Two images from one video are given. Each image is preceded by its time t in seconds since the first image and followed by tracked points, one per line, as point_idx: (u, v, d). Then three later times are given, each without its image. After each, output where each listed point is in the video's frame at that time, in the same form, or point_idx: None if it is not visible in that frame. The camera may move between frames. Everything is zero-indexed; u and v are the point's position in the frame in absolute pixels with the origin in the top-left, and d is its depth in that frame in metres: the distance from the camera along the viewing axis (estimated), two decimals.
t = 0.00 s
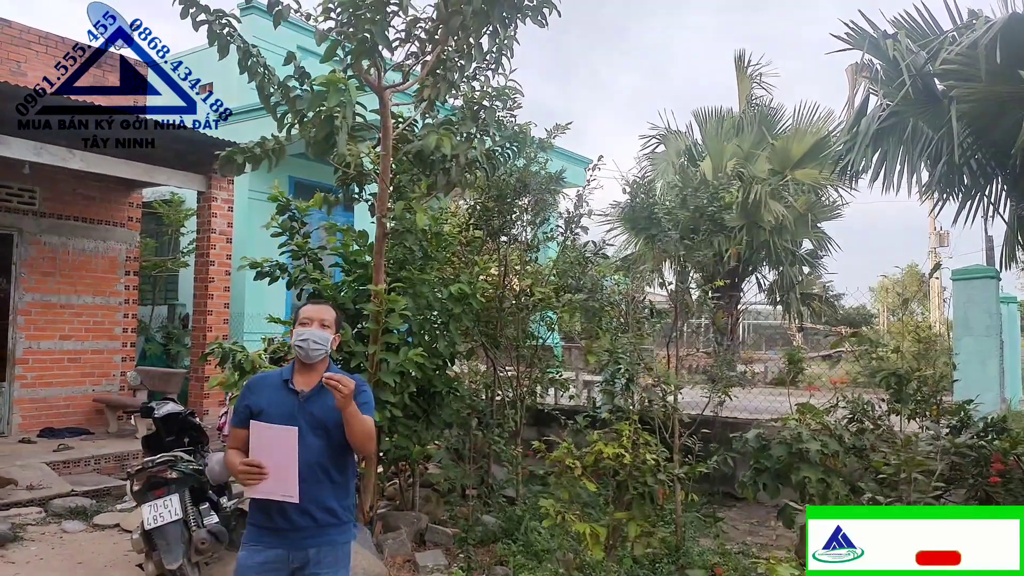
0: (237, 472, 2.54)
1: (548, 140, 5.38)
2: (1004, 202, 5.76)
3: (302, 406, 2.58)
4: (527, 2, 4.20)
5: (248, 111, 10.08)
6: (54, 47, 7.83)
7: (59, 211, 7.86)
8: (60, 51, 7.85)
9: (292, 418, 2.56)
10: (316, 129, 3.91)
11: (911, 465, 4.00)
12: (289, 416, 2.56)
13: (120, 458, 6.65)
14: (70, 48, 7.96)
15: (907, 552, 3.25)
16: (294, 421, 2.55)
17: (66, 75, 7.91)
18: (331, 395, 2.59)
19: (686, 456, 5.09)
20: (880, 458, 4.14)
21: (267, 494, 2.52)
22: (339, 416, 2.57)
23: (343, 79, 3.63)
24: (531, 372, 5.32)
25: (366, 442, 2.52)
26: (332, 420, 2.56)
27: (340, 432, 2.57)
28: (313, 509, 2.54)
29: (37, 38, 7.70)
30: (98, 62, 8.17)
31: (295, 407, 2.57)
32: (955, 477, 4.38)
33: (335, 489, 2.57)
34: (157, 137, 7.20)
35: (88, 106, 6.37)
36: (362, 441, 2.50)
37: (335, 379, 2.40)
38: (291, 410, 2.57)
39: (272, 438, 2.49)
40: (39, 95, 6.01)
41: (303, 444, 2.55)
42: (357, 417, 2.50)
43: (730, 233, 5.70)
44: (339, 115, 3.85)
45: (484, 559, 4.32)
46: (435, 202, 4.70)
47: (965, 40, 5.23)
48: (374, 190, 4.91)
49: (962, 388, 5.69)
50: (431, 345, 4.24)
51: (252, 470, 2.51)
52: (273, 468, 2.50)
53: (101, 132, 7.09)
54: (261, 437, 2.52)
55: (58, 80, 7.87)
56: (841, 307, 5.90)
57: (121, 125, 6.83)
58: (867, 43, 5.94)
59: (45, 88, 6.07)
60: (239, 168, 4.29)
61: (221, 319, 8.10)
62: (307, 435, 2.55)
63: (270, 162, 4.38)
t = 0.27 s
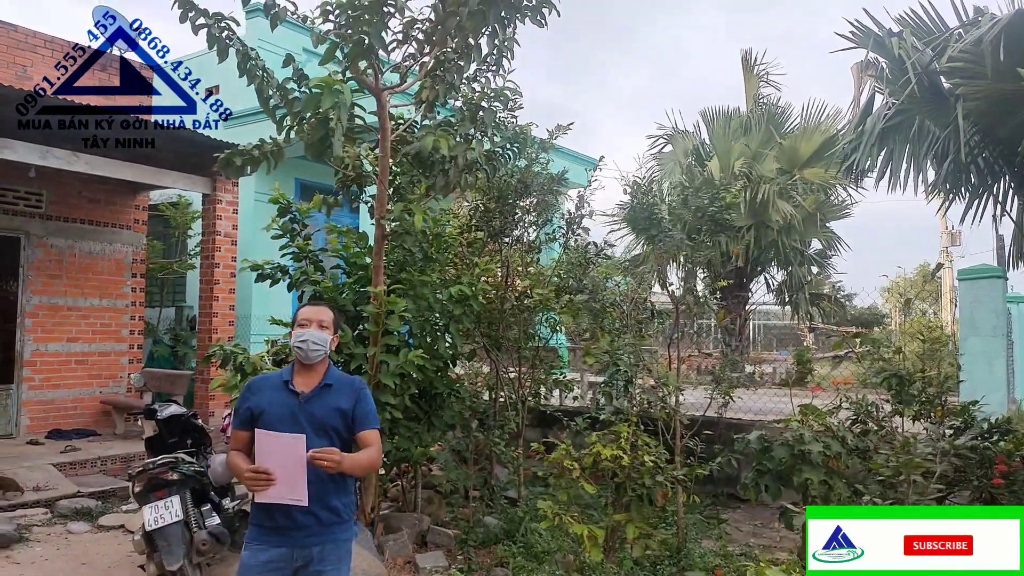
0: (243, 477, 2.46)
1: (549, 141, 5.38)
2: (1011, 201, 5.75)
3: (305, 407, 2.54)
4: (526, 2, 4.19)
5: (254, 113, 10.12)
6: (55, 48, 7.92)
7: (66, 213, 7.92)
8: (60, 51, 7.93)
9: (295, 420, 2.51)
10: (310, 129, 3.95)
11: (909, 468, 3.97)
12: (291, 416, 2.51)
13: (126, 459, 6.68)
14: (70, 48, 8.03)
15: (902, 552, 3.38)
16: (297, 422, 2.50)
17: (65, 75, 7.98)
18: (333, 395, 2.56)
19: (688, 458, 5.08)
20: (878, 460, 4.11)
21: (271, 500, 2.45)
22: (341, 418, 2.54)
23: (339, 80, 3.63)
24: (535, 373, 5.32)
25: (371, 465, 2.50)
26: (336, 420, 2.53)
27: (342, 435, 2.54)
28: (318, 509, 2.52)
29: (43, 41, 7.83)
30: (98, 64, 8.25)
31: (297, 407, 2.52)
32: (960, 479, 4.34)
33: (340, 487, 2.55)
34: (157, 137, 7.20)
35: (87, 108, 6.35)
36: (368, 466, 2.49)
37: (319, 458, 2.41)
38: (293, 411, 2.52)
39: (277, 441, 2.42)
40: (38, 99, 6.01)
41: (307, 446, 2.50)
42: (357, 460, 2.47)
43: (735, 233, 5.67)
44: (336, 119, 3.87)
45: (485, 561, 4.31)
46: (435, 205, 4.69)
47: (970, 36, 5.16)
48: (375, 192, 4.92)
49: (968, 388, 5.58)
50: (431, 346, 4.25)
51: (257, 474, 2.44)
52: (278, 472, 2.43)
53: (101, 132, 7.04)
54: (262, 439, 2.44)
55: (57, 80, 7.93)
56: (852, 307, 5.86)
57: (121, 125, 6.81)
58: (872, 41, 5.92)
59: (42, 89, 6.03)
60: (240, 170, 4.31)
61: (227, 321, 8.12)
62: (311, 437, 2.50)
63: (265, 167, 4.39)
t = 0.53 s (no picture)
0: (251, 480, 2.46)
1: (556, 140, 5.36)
2: None
3: (310, 408, 2.53)
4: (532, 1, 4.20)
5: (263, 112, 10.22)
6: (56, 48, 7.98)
7: (76, 211, 7.97)
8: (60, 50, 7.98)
9: (301, 422, 2.51)
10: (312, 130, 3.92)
11: (914, 471, 3.93)
12: (295, 417, 2.51)
13: (135, 456, 6.73)
14: (71, 48, 8.08)
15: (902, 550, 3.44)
16: (302, 425, 2.50)
17: (66, 75, 8.04)
18: (338, 397, 2.56)
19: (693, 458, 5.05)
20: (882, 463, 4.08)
21: (279, 503, 2.48)
22: (347, 420, 2.56)
23: (342, 79, 3.62)
24: (542, 372, 5.31)
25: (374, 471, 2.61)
26: (340, 423, 2.54)
27: (347, 436, 2.56)
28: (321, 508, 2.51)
29: (56, 42, 8.00)
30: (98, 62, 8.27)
31: (302, 409, 2.52)
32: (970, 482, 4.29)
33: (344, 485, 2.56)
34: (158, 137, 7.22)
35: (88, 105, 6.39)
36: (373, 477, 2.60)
37: (328, 505, 2.48)
38: (298, 413, 2.51)
39: (287, 450, 2.43)
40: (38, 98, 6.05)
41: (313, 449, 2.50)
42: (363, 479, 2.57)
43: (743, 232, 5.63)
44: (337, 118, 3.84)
45: (489, 560, 4.31)
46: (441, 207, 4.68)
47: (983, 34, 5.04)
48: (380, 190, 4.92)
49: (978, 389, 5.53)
50: (435, 345, 4.25)
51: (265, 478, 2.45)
52: (287, 478, 2.44)
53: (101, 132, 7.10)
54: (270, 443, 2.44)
55: (58, 80, 8.00)
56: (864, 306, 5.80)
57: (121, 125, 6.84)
58: (883, 39, 5.87)
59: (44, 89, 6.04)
60: (245, 169, 4.32)
61: (235, 319, 8.16)
62: (318, 440, 2.50)
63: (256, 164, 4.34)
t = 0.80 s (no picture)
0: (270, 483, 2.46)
1: (569, 141, 5.35)
2: None
3: (327, 410, 2.54)
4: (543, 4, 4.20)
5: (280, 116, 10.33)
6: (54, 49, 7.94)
7: (97, 216, 8.08)
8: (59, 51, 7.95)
9: (318, 424, 2.52)
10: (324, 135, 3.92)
11: (932, 475, 3.88)
12: (314, 420, 2.51)
13: (155, 458, 6.80)
14: (70, 49, 8.06)
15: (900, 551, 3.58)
16: (320, 427, 2.51)
17: (66, 75, 8.01)
18: (354, 399, 2.58)
19: (710, 461, 5.02)
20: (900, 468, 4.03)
21: (296, 505, 2.49)
22: (362, 422, 2.57)
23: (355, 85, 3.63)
24: (558, 374, 5.30)
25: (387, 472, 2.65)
26: (358, 426, 2.56)
27: (362, 438, 2.58)
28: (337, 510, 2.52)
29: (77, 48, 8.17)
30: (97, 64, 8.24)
31: (320, 412, 2.52)
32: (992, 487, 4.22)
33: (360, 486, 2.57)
34: (158, 137, 7.12)
35: (87, 105, 6.34)
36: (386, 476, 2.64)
37: (346, 500, 2.49)
38: (315, 416, 2.51)
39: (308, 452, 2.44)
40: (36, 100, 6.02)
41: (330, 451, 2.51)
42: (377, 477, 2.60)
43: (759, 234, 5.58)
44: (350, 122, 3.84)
45: (504, 563, 4.31)
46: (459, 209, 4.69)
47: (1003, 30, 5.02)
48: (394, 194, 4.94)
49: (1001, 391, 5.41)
50: (450, 347, 4.26)
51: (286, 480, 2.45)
52: (307, 480, 2.46)
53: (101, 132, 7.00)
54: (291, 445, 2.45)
55: (57, 80, 7.97)
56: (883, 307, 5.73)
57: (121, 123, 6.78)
58: (900, 37, 5.81)
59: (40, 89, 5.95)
60: (261, 174, 4.36)
61: (252, 322, 8.22)
62: (335, 442, 2.51)
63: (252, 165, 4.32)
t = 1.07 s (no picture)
0: (293, 482, 2.45)
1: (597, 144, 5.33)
2: None
3: (354, 412, 2.53)
4: (571, 7, 4.20)
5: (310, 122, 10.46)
6: (54, 48, 8.05)
7: (131, 221, 8.25)
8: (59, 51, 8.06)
9: (345, 426, 2.51)
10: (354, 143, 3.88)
11: (972, 485, 3.79)
12: (339, 422, 2.51)
13: (187, 459, 6.91)
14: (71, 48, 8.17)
15: (899, 549, 3.50)
16: (346, 428, 2.50)
17: (66, 75, 8.11)
18: (381, 402, 2.57)
19: (740, 467, 4.95)
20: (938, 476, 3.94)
21: (320, 506, 2.46)
22: (389, 424, 2.56)
23: (383, 91, 3.65)
24: (586, 378, 5.27)
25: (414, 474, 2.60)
26: (383, 428, 2.54)
27: (389, 440, 2.56)
28: (367, 513, 2.53)
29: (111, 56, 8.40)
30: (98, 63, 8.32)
31: (345, 413, 2.52)
32: None
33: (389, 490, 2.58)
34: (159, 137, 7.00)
35: (88, 105, 6.22)
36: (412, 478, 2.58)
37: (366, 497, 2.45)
38: (343, 418, 2.51)
39: (331, 450, 2.43)
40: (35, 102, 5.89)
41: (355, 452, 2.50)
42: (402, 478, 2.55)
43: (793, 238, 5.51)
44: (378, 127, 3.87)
45: (531, 568, 4.30)
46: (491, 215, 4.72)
47: None
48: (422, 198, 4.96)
49: None
50: (477, 351, 4.26)
51: (308, 478, 2.44)
52: (330, 479, 2.44)
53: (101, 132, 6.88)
54: (314, 444, 2.44)
55: (58, 80, 8.08)
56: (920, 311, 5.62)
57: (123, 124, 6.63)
58: (936, 36, 5.70)
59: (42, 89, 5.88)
60: (291, 180, 4.41)
61: (282, 325, 8.32)
62: (361, 443, 2.50)
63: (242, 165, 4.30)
